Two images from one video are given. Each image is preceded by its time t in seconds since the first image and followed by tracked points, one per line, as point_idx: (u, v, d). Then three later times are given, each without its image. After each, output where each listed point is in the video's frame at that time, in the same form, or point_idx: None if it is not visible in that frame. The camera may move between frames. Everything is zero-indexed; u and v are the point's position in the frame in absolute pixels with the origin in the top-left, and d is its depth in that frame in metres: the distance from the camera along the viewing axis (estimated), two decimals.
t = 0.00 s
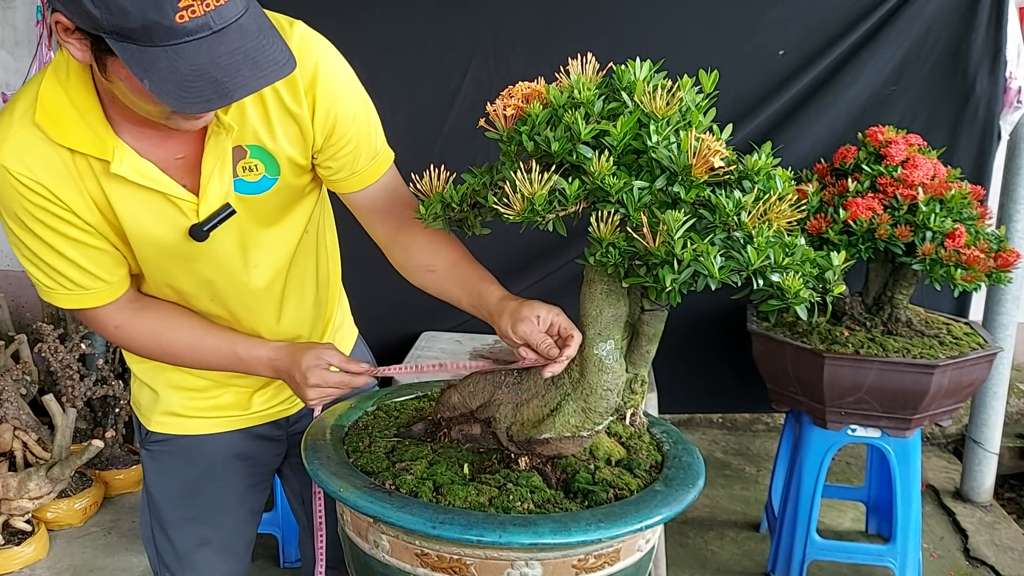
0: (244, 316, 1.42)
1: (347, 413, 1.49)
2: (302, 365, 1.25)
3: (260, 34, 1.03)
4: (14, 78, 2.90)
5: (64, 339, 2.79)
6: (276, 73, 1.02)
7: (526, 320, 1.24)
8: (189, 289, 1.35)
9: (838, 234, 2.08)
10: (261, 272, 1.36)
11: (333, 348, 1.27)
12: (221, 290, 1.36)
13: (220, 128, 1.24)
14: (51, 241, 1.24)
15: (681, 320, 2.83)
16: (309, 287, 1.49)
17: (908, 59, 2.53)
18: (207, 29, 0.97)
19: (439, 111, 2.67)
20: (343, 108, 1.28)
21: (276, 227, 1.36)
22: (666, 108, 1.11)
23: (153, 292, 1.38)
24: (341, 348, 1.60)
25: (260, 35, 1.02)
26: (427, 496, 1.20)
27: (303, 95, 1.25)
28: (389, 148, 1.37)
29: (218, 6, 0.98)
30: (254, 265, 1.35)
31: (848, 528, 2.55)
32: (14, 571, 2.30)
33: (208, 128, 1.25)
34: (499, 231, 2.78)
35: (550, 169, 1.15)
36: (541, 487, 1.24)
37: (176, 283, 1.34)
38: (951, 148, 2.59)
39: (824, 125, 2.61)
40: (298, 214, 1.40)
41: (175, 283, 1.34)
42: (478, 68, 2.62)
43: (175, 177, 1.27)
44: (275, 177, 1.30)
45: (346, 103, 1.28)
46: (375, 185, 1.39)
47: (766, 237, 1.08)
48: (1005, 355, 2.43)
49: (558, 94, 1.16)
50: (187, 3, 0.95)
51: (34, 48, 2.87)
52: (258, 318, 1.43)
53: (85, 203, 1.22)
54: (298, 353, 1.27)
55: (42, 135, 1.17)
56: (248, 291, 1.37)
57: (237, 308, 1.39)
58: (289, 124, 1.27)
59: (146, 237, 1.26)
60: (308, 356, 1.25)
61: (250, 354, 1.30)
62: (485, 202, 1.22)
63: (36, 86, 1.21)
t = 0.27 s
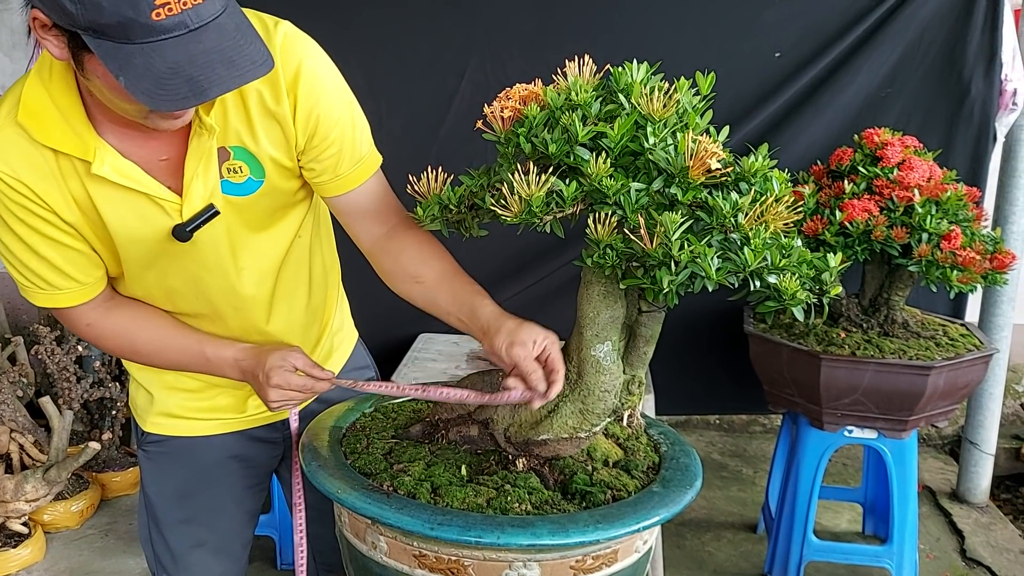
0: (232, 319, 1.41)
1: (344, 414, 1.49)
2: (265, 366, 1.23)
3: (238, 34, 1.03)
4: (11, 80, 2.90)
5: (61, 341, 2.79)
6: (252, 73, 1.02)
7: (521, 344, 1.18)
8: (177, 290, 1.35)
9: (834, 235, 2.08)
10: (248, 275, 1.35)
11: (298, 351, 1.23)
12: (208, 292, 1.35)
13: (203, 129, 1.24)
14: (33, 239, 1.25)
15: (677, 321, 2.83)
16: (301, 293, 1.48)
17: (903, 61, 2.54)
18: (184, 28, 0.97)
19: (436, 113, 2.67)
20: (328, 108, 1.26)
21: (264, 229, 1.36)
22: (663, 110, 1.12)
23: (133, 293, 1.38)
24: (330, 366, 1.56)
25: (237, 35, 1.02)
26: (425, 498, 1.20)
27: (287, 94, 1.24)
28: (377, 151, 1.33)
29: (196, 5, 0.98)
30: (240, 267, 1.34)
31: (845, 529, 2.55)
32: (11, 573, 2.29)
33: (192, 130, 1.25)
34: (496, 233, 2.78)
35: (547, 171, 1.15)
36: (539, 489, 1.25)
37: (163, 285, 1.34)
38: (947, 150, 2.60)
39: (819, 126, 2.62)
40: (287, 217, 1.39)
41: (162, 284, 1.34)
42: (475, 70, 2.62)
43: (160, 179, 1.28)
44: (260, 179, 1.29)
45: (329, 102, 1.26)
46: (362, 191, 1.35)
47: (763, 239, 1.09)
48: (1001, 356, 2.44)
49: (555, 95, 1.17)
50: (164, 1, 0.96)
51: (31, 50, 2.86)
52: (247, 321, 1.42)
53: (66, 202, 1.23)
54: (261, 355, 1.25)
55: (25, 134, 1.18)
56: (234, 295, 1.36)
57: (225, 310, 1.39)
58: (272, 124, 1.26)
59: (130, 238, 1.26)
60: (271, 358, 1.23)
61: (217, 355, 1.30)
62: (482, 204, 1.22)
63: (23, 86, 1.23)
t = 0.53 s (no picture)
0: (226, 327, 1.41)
1: (343, 416, 1.49)
2: (271, 377, 1.23)
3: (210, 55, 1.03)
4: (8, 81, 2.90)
5: (58, 342, 2.78)
6: (223, 94, 1.02)
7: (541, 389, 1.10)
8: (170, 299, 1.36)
9: (830, 237, 2.09)
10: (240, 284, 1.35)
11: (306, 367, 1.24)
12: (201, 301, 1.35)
13: (190, 140, 1.23)
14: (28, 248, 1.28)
15: (675, 323, 2.84)
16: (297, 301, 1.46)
17: (899, 63, 2.55)
18: (154, 49, 0.98)
19: (433, 115, 2.68)
20: (310, 108, 1.19)
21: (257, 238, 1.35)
22: (661, 112, 1.12)
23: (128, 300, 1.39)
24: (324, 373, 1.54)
25: (210, 56, 1.02)
26: (424, 498, 1.21)
27: (270, 95, 1.20)
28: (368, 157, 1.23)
29: (166, 26, 0.98)
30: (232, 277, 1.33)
31: (842, 530, 2.56)
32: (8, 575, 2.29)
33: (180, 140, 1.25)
34: (493, 235, 2.78)
35: (545, 173, 1.16)
36: (537, 489, 1.25)
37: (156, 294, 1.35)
38: (943, 151, 2.61)
39: (816, 128, 2.63)
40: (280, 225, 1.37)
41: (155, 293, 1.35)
42: (472, 72, 2.62)
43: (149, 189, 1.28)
44: (250, 189, 1.28)
45: (310, 102, 1.19)
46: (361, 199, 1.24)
47: (760, 240, 1.10)
48: (997, 357, 2.45)
49: (554, 98, 1.17)
50: (133, 23, 0.96)
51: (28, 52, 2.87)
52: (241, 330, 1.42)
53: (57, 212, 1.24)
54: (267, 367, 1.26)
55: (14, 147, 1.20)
56: (225, 304, 1.36)
57: (219, 319, 1.39)
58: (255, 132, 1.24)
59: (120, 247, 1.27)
60: (278, 370, 1.23)
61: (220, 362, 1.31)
62: (481, 205, 1.23)
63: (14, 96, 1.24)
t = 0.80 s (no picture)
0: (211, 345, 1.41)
1: (340, 417, 1.49)
2: (273, 376, 1.23)
3: (206, 94, 1.00)
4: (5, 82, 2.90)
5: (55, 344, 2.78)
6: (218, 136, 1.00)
7: (592, 438, 1.07)
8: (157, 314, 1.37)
9: (826, 239, 2.10)
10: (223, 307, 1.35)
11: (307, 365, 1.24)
12: (184, 321, 1.36)
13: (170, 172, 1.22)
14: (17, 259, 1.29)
15: (671, 324, 2.85)
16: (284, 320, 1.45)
17: (895, 65, 2.56)
18: (151, 90, 0.95)
19: (430, 117, 2.68)
20: (305, 146, 1.11)
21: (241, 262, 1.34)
22: (657, 114, 1.12)
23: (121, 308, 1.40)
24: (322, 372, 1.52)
25: (207, 95, 1.00)
26: (420, 500, 1.21)
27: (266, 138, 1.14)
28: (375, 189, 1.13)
29: (163, 66, 0.95)
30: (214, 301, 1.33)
31: (838, 531, 2.56)
32: None
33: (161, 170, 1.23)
34: (490, 236, 2.79)
35: (542, 175, 1.16)
36: (534, 491, 1.25)
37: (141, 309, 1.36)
38: (938, 154, 2.62)
39: (812, 131, 2.63)
40: (265, 249, 1.36)
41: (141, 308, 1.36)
42: (469, 74, 2.63)
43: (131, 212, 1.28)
44: (229, 221, 1.27)
45: (306, 140, 1.12)
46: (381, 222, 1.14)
47: (756, 242, 1.10)
48: (992, 359, 2.46)
49: (550, 100, 1.18)
50: (131, 64, 0.92)
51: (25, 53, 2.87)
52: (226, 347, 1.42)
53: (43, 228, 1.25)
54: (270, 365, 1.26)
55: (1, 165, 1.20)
56: (211, 326, 1.36)
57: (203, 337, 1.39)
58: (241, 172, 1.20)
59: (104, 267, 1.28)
60: (279, 369, 1.23)
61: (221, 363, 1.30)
62: (477, 207, 1.24)
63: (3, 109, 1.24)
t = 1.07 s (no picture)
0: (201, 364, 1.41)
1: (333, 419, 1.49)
2: (267, 388, 1.23)
3: (197, 132, 1.00)
4: None
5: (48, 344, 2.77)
6: (208, 174, 0.99)
7: (622, 449, 1.11)
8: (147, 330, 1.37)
9: (819, 240, 2.11)
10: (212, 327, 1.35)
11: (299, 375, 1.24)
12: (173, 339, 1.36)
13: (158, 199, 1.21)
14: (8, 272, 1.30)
15: (665, 326, 2.85)
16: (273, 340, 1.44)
17: (888, 68, 2.57)
18: (141, 128, 0.95)
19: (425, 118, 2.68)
20: (302, 182, 1.09)
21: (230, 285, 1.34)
22: (650, 116, 1.13)
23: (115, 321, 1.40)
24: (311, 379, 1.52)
25: (197, 133, 1.00)
26: (413, 500, 1.21)
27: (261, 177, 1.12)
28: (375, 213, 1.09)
29: (154, 104, 0.95)
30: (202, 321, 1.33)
31: (832, 532, 2.57)
32: None
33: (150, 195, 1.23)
34: (485, 238, 2.79)
35: (535, 175, 1.16)
36: (526, 491, 1.26)
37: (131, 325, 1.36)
38: (932, 155, 2.63)
39: (806, 133, 2.64)
40: (254, 272, 1.35)
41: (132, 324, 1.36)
42: (464, 75, 2.63)
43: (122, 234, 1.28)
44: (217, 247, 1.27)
45: (302, 177, 1.09)
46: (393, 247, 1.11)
47: (748, 243, 1.10)
48: (984, 360, 2.47)
49: (543, 101, 1.18)
50: (121, 103, 0.92)
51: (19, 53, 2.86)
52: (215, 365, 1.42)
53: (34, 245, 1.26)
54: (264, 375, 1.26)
55: None
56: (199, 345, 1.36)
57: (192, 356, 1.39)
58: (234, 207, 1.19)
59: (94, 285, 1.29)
60: (273, 381, 1.23)
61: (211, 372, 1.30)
62: (470, 208, 1.23)
63: None
